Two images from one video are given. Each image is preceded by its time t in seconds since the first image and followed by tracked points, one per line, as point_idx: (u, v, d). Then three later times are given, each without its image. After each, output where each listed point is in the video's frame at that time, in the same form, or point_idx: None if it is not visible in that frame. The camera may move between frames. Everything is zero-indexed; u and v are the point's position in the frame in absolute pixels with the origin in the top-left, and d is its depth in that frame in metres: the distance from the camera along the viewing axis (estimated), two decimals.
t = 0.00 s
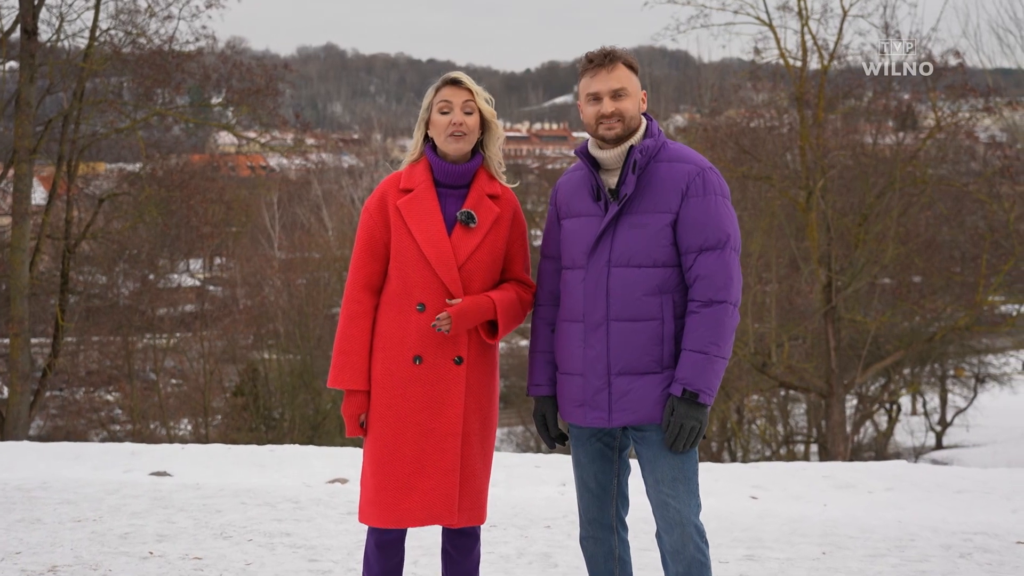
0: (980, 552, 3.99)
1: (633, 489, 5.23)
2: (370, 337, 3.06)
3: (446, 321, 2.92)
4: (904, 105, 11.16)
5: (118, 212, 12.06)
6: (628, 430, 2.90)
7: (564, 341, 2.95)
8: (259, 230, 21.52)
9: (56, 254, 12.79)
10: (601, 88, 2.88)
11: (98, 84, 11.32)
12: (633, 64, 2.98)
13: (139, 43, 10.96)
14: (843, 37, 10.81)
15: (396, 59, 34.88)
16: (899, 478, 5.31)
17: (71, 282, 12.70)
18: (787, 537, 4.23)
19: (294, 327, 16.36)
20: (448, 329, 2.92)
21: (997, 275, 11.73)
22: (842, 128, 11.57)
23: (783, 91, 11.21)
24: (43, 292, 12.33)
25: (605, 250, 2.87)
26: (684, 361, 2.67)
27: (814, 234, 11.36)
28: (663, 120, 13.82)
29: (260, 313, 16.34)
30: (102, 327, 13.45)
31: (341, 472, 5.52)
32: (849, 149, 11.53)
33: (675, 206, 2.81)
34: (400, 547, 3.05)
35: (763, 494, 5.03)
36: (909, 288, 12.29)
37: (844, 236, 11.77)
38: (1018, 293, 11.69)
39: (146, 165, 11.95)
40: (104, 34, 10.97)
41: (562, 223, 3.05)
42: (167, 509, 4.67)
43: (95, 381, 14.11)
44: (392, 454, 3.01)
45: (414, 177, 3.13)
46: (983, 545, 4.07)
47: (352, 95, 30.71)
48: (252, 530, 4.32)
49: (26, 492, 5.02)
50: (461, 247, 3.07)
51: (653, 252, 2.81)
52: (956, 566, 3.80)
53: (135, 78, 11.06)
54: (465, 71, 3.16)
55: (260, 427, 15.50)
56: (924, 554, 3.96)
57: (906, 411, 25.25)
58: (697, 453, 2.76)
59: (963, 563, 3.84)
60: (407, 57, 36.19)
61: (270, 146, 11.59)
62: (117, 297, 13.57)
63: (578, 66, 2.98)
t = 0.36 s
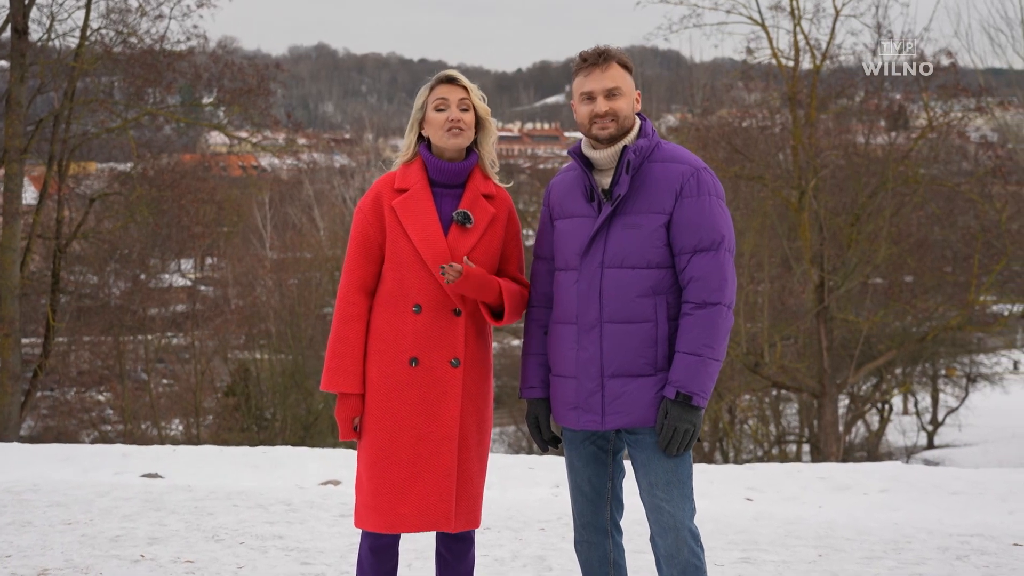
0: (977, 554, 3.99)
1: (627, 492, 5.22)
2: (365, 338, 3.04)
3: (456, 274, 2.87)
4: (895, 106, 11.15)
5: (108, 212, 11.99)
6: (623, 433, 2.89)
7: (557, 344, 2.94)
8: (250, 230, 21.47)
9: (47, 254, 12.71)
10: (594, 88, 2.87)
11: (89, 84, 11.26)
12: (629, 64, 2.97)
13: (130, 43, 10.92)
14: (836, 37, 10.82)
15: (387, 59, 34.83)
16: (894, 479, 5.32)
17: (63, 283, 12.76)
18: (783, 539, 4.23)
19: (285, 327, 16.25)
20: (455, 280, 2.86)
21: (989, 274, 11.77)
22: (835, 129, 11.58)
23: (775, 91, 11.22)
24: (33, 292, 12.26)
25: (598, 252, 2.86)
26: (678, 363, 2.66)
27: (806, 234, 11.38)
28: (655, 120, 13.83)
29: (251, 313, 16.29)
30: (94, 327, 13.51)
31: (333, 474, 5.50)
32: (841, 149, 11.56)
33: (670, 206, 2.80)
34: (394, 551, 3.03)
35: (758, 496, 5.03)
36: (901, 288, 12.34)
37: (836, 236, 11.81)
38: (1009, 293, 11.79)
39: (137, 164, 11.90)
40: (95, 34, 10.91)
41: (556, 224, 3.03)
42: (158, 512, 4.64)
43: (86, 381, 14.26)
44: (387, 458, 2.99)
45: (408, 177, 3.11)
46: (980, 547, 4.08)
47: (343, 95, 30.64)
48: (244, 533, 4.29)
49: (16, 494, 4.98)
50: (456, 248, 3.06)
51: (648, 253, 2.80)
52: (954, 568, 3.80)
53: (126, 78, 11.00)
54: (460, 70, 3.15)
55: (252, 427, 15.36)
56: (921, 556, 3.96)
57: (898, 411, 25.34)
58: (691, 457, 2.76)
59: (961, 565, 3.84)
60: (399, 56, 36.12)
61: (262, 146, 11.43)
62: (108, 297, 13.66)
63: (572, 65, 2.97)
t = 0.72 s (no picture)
0: (971, 557, 4.00)
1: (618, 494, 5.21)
2: (356, 342, 3.01)
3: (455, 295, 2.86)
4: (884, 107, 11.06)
5: (98, 212, 11.92)
6: (615, 437, 2.88)
7: (549, 347, 2.92)
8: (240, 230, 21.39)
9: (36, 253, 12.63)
10: (586, 88, 2.85)
11: (78, 84, 11.18)
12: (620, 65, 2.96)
13: (120, 42, 10.85)
14: (826, 37, 10.84)
15: (378, 59, 34.77)
16: (887, 481, 5.32)
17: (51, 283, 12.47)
18: (776, 543, 4.22)
19: (275, 327, 16.20)
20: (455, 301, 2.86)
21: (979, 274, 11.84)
22: (824, 129, 11.57)
23: (766, 90, 11.25)
24: (22, 292, 12.17)
25: (590, 254, 2.84)
26: (671, 367, 2.65)
27: (797, 234, 11.42)
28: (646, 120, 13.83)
29: (241, 313, 16.24)
30: (83, 327, 13.56)
31: (324, 477, 5.46)
32: (832, 149, 11.54)
33: (662, 209, 2.79)
34: (384, 556, 3.01)
35: (750, 498, 5.03)
36: (891, 289, 12.40)
37: (827, 237, 11.85)
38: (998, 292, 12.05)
39: (127, 164, 11.80)
40: (84, 33, 10.83)
41: (547, 225, 3.02)
42: (147, 516, 4.60)
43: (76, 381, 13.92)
44: (379, 463, 2.97)
45: (400, 179, 3.09)
46: (974, 550, 4.08)
47: (334, 95, 30.57)
48: (233, 538, 4.26)
49: (3, 498, 4.93)
50: (449, 250, 3.04)
51: (640, 256, 2.79)
52: (948, 572, 3.80)
53: (115, 77, 10.91)
54: (453, 72, 3.12)
55: (242, 428, 15.43)
56: (916, 560, 3.96)
57: (888, 409, 25.46)
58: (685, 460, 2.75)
59: (955, 569, 3.85)
60: (388, 56, 36.04)
61: (252, 146, 11.46)
62: (98, 298, 13.52)
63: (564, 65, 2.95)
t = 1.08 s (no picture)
0: (968, 561, 3.99)
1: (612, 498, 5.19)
2: (345, 346, 2.98)
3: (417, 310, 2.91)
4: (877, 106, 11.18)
5: (89, 212, 11.83)
6: (607, 442, 2.85)
7: (540, 351, 2.89)
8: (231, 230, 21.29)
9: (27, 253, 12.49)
10: (576, 88, 2.82)
11: (69, 84, 11.11)
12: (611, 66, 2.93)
13: (110, 42, 10.81)
14: (819, 37, 10.85)
15: (370, 59, 34.68)
16: (881, 483, 5.31)
17: (43, 283, 12.51)
18: (771, 547, 4.21)
19: (267, 327, 16.04)
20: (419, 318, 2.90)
21: (971, 274, 11.87)
22: (816, 129, 11.53)
23: (758, 91, 11.27)
24: (12, 293, 12.04)
25: (582, 257, 2.82)
26: (665, 372, 2.62)
27: (789, 234, 11.45)
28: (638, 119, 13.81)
29: (233, 314, 16.19)
30: (74, 327, 13.42)
31: (315, 480, 5.42)
32: (824, 149, 11.53)
33: (655, 212, 2.77)
34: (374, 563, 2.98)
35: (744, 501, 5.01)
36: (883, 288, 12.43)
37: (820, 237, 11.86)
38: (991, 291, 12.04)
39: (118, 164, 11.74)
40: (75, 32, 10.76)
41: (538, 228, 2.99)
42: (136, 520, 4.55)
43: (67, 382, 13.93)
44: (369, 469, 2.93)
45: (389, 182, 3.06)
46: (970, 555, 4.08)
47: (325, 95, 30.47)
48: (223, 542, 4.22)
49: None
50: (438, 253, 3.01)
51: (632, 260, 2.76)
52: None
53: (106, 77, 10.87)
54: (444, 75, 3.08)
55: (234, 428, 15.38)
56: (911, 564, 3.96)
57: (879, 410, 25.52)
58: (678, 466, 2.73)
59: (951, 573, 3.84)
60: (380, 56, 35.96)
61: (243, 145, 11.45)
62: (89, 297, 13.30)
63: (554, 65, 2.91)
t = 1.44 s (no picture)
0: (969, 565, 3.98)
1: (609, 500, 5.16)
2: (339, 348, 2.95)
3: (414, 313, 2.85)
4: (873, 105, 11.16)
5: (85, 212, 11.78)
6: (607, 446, 2.83)
7: (539, 354, 2.87)
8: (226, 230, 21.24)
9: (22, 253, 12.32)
10: (550, 97, 2.87)
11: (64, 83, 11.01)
12: (601, 72, 2.83)
13: (106, 42, 10.74)
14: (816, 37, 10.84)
15: (367, 58, 34.62)
16: (880, 485, 5.29)
17: (38, 283, 12.31)
18: (770, 551, 4.19)
19: (263, 327, 16.11)
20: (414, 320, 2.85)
21: (969, 274, 11.89)
22: (813, 129, 11.53)
23: (755, 90, 11.28)
24: (6, 293, 11.92)
25: (582, 259, 2.79)
26: (666, 377, 2.60)
27: (786, 234, 11.46)
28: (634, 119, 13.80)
29: (228, 314, 16.18)
30: (69, 328, 13.21)
31: (310, 483, 5.39)
32: (821, 149, 11.53)
33: (657, 213, 2.74)
34: (370, 569, 2.96)
35: (743, 504, 4.98)
36: (881, 288, 12.43)
37: (817, 237, 11.88)
38: (989, 291, 12.06)
39: (113, 164, 11.69)
40: (70, 32, 10.69)
41: (539, 228, 2.97)
42: (129, 523, 4.51)
43: (62, 383, 13.85)
44: (363, 473, 2.91)
45: (383, 181, 3.03)
46: (971, 558, 4.06)
47: (321, 94, 30.41)
48: (217, 546, 4.18)
49: None
50: (434, 253, 2.98)
51: (633, 262, 2.74)
52: None
53: (102, 77, 10.82)
54: (440, 72, 3.06)
55: (229, 429, 15.26)
56: (913, 568, 3.94)
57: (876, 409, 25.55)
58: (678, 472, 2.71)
59: None
60: (377, 56, 35.87)
61: (239, 146, 11.37)
62: (85, 298, 13.10)
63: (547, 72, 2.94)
